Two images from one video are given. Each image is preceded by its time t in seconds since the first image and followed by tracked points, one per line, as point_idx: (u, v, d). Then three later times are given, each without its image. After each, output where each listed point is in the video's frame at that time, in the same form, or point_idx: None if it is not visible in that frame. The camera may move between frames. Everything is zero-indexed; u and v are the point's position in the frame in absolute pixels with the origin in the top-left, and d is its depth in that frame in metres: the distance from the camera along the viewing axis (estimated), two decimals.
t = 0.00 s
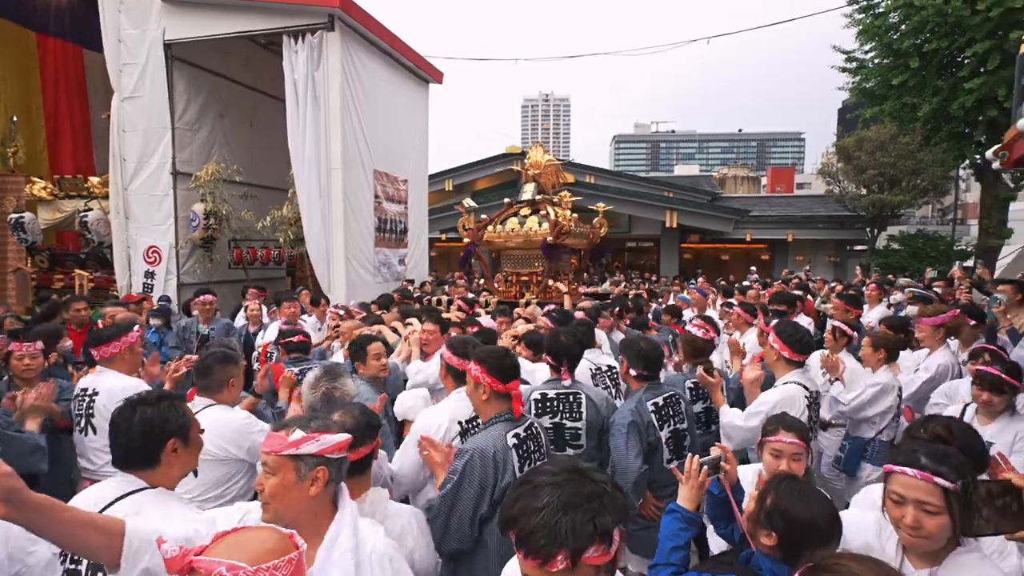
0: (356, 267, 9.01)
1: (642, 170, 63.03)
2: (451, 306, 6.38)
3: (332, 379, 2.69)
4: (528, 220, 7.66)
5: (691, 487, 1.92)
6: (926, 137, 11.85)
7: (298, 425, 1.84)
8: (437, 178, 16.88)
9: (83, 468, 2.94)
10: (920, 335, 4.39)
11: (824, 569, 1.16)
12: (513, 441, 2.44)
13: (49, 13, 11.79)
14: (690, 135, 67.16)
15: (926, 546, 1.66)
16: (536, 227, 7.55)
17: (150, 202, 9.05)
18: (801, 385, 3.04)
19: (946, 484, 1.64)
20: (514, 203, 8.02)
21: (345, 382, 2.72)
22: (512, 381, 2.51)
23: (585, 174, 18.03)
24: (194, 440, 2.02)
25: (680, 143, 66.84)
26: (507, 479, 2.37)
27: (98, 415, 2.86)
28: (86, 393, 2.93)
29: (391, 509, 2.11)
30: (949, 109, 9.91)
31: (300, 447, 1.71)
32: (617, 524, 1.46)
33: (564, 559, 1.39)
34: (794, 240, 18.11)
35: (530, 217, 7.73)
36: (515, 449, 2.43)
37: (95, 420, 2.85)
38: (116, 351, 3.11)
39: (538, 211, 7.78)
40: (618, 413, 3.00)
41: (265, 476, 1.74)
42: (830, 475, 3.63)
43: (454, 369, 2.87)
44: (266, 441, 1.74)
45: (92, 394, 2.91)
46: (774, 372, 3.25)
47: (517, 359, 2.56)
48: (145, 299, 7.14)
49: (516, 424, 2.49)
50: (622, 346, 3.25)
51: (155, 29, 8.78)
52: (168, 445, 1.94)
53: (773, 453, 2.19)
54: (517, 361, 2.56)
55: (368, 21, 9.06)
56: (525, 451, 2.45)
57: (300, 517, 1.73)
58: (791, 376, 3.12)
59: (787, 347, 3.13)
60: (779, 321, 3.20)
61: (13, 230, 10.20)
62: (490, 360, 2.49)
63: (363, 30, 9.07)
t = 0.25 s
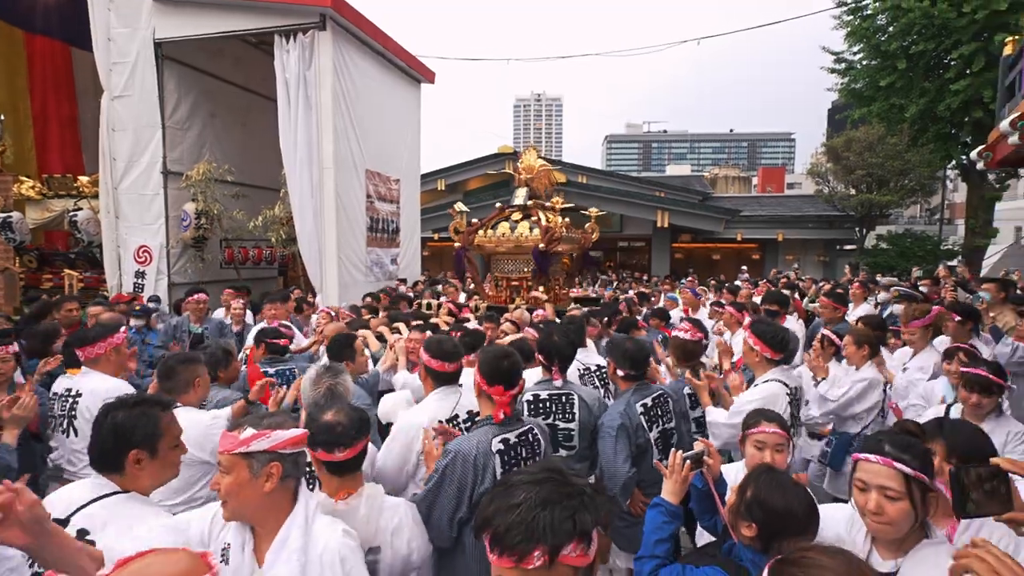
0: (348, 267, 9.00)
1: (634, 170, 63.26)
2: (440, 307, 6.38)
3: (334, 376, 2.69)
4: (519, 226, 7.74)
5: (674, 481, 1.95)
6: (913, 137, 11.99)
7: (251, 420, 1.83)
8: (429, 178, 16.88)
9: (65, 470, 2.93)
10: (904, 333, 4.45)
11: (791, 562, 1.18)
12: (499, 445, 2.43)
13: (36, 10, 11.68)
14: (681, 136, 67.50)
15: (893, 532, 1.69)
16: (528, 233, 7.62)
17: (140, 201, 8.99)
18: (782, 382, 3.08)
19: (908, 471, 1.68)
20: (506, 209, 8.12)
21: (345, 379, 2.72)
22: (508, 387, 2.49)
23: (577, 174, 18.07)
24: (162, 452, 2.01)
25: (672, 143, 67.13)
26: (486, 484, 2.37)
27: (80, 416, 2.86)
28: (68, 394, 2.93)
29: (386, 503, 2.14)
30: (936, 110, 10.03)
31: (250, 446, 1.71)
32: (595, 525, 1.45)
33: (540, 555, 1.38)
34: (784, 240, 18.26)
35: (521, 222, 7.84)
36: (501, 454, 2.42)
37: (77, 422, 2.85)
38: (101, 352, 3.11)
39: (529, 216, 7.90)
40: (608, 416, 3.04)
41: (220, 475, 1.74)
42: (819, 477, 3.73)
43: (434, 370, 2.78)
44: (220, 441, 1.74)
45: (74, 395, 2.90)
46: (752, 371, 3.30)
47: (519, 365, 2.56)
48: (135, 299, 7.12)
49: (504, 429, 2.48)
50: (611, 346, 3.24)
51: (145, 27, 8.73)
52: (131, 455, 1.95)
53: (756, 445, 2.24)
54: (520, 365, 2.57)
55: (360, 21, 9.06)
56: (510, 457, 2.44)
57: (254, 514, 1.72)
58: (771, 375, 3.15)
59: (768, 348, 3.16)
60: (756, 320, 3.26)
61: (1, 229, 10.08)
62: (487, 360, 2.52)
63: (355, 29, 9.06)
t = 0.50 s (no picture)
0: (346, 267, 9.05)
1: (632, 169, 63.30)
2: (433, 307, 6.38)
3: (321, 377, 2.65)
4: (513, 221, 7.62)
5: (661, 475, 2.03)
6: (909, 138, 12.06)
7: (228, 425, 1.79)
8: (427, 178, 16.94)
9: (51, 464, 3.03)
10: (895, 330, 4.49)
11: (763, 541, 1.20)
12: (478, 447, 2.44)
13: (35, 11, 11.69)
14: (679, 136, 67.64)
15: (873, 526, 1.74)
16: (521, 229, 7.50)
17: (140, 201, 9.02)
18: (760, 385, 3.12)
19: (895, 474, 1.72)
20: (500, 202, 7.94)
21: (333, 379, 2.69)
22: (491, 389, 2.46)
23: (575, 174, 18.09)
24: (93, 463, 1.85)
25: (669, 142, 67.24)
26: (461, 484, 2.41)
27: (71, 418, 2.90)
28: (60, 393, 2.97)
29: (386, 504, 2.12)
30: (932, 111, 10.10)
31: (228, 450, 1.67)
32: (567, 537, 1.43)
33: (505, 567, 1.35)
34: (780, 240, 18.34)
35: (514, 217, 7.69)
36: (479, 456, 2.44)
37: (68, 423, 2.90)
38: (96, 353, 3.10)
39: (523, 211, 7.73)
40: (604, 416, 3.06)
41: (198, 479, 1.70)
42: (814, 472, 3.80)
43: (428, 368, 2.81)
44: (198, 445, 1.70)
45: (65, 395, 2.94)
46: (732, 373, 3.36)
47: (508, 366, 2.53)
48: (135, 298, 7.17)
49: (487, 431, 2.48)
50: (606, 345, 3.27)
51: (144, 28, 8.75)
52: (61, 459, 1.83)
53: (741, 443, 2.30)
54: (509, 366, 2.54)
55: (358, 22, 9.09)
56: (489, 459, 2.45)
57: (235, 518, 1.69)
58: (749, 377, 3.20)
59: (744, 349, 3.22)
60: (732, 322, 3.30)
61: None
62: (473, 362, 2.50)
63: (353, 31, 9.10)
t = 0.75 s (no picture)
0: (345, 266, 9.09)
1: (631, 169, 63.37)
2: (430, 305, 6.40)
3: (291, 377, 2.49)
4: (509, 224, 7.64)
5: (650, 467, 2.06)
6: (906, 137, 12.10)
7: (205, 425, 1.75)
8: (427, 178, 16.99)
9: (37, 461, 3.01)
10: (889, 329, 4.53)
11: (737, 517, 1.28)
12: (460, 448, 2.34)
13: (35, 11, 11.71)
14: (678, 135, 67.73)
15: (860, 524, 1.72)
16: (517, 231, 7.53)
17: (140, 201, 9.06)
18: (747, 387, 3.15)
19: (886, 477, 1.67)
20: (496, 206, 8.03)
21: (303, 378, 2.52)
22: (474, 394, 2.37)
23: (574, 174, 18.08)
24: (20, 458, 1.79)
25: (669, 142, 67.33)
26: (440, 485, 2.32)
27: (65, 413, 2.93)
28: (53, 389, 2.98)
29: (380, 503, 2.07)
30: (929, 111, 10.15)
31: (202, 453, 1.63)
32: None
33: None
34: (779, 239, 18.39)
35: (510, 220, 7.72)
36: (460, 457, 2.33)
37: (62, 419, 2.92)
38: (88, 350, 3.15)
39: (519, 214, 7.76)
40: (603, 412, 3.12)
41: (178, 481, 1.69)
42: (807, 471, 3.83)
43: (432, 363, 2.84)
44: (175, 447, 1.69)
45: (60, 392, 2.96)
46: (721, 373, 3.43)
47: (491, 369, 2.44)
48: (133, 297, 7.18)
49: (469, 434, 2.39)
50: (598, 343, 3.34)
51: (145, 28, 8.79)
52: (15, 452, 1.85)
53: (732, 433, 2.36)
54: (492, 370, 2.44)
55: (357, 21, 9.11)
56: (470, 462, 2.34)
57: (214, 519, 1.66)
58: (738, 378, 3.26)
59: (732, 351, 3.29)
60: (720, 325, 3.36)
61: None
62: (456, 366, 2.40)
63: (353, 31, 9.13)
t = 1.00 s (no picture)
0: (345, 266, 9.11)
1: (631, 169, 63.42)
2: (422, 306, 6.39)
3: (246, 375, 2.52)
4: (506, 220, 7.71)
5: (641, 462, 2.06)
6: (906, 137, 12.10)
7: (180, 430, 1.71)
8: (427, 178, 17.03)
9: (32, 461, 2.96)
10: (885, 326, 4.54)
11: (712, 512, 1.30)
12: (451, 444, 2.35)
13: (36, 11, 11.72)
14: (679, 135, 67.81)
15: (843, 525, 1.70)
16: (513, 228, 7.58)
17: (140, 200, 9.08)
18: (746, 382, 3.20)
19: (865, 476, 1.66)
20: (494, 202, 8.08)
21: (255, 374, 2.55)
22: (470, 390, 2.37)
23: (574, 174, 18.04)
24: None
25: (669, 142, 67.42)
26: (429, 479, 2.32)
27: (57, 409, 2.93)
28: (47, 386, 2.96)
29: (368, 505, 2.09)
30: (928, 111, 10.17)
31: (178, 459, 1.60)
32: None
33: None
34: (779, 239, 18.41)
35: (507, 215, 7.78)
36: (452, 453, 2.34)
37: (55, 415, 2.92)
38: (73, 347, 3.19)
39: (516, 210, 7.82)
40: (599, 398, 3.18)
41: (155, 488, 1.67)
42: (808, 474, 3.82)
43: (426, 358, 2.87)
44: (151, 453, 1.65)
45: (54, 388, 2.95)
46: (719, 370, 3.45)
47: (489, 368, 2.42)
48: (132, 297, 7.19)
49: (464, 430, 2.39)
50: (591, 339, 3.39)
51: (145, 28, 8.82)
52: None
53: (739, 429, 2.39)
54: (489, 366, 2.43)
55: (357, 22, 9.14)
56: (461, 458, 2.34)
57: (192, 528, 1.63)
58: (735, 375, 3.29)
59: (733, 349, 3.30)
60: (721, 321, 3.37)
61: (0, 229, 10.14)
62: (451, 364, 2.39)
63: (352, 31, 9.16)
